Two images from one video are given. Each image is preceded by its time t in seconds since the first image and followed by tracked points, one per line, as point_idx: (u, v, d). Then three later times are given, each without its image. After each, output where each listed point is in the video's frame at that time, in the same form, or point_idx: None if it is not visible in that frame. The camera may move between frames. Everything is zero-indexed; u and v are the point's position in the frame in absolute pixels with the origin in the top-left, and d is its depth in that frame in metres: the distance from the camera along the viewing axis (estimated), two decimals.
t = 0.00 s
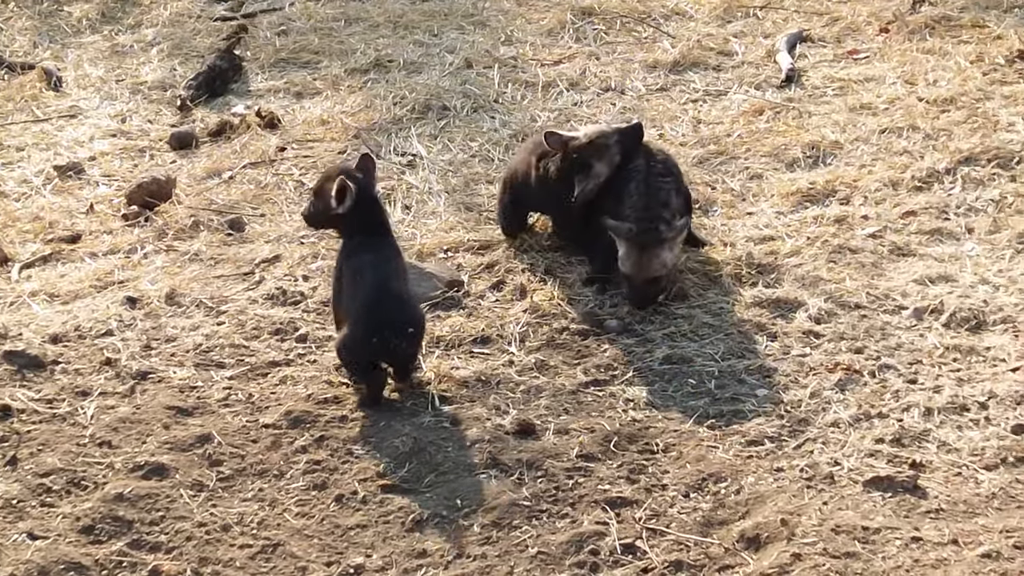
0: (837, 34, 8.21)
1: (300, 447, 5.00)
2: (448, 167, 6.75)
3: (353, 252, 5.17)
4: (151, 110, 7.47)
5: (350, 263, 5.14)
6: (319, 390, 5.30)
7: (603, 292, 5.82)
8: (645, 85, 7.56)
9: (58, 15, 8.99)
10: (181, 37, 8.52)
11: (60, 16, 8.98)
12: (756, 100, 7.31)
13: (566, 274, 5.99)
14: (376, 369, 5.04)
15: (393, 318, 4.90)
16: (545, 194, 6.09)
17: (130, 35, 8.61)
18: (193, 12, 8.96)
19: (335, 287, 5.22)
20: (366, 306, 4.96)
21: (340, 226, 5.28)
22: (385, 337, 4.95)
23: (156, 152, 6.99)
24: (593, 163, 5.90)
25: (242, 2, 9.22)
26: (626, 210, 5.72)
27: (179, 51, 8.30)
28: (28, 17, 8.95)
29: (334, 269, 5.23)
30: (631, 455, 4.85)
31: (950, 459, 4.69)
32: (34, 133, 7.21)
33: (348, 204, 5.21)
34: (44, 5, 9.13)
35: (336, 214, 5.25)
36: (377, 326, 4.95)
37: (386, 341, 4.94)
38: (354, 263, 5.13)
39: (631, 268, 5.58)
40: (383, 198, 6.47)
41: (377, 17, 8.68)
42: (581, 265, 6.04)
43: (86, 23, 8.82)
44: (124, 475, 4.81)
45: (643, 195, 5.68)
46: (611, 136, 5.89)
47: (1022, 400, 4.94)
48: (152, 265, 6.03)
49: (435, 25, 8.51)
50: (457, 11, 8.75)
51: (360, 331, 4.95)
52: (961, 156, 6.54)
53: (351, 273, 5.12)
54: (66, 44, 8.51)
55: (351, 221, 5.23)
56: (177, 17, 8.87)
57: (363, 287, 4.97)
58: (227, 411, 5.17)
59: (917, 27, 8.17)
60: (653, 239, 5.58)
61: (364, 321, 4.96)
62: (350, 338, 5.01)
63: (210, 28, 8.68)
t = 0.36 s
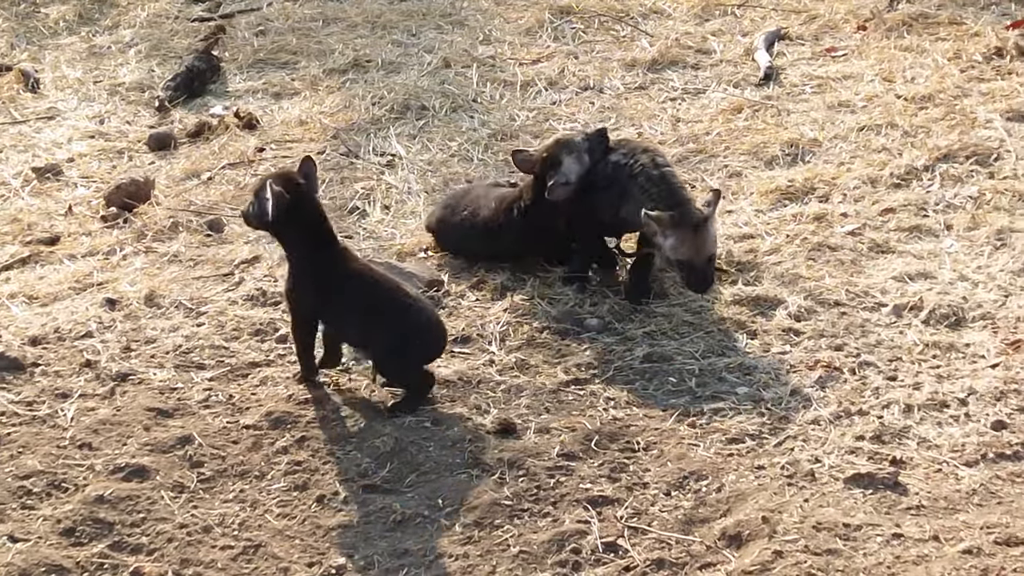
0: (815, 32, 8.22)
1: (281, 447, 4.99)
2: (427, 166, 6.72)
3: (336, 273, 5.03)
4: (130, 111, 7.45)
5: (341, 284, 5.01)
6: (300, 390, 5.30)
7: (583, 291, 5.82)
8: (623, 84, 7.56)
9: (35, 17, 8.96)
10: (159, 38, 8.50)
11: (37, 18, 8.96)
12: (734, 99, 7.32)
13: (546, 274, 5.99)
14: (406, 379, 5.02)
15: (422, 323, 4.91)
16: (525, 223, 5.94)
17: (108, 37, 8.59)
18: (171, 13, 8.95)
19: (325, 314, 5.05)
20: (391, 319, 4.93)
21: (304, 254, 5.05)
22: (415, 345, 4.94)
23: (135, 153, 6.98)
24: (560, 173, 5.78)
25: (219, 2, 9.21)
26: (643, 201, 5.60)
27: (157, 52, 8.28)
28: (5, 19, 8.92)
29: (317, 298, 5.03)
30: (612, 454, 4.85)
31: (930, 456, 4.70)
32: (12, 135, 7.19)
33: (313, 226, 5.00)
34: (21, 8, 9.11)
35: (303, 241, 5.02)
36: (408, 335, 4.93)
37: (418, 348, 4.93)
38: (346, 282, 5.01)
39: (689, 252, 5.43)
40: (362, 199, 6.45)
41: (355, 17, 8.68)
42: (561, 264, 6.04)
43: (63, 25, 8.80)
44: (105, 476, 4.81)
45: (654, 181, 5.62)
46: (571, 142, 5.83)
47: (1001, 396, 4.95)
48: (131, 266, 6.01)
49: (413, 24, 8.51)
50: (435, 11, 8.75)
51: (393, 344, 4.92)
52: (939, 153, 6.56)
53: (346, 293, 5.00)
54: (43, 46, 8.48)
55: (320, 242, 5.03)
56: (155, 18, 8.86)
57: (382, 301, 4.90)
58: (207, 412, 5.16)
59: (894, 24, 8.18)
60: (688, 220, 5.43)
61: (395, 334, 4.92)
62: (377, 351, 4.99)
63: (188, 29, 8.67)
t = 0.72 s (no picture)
0: (806, 30, 8.23)
1: (275, 447, 5.00)
2: (420, 165, 6.71)
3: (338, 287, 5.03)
4: (121, 111, 7.45)
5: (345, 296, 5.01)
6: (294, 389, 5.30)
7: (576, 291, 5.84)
8: (615, 83, 7.57)
9: (26, 17, 8.96)
10: (150, 38, 8.50)
11: (28, 18, 8.95)
12: (726, 97, 7.33)
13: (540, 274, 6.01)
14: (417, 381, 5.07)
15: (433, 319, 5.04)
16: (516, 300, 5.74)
17: (99, 37, 8.59)
18: (162, 13, 8.95)
19: (332, 331, 4.99)
20: (403, 321, 5.01)
21: (302, 276, 4.97)
22: (429, 342, 5.03)
23: (127, 154, 6.97)
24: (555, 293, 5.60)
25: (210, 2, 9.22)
26: (630, 196, 5.72)
27: (149, 51, 8.28)
28: None
29: (328, 318, 4.97)
30: (606, 453, 4.86)
31: (923, 454, 4.71)
32: (4, 135, 7.18)
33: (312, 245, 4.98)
34: (12, 8, 9.10)
35: (302, 262, 4.97)
36: (421, 335, 5.02)
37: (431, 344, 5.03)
38: (349, 295, 5.02)
39: (656, 255, 5.59)
40: (356, 199, 6.40)
41: (347, 16, 8.68)
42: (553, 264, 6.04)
43: (55, 25, 8.79)
44: (99, 476, 4.81)
45: (645, 176, 5.75)
46: (551, 256, 5.62)
47: (993, 393, 4.96)
48: (123, 266, 6.01)
49: (405, 24, 8.51)
50: (426, 10, 8.76)
51: (409, 344, 4.99)
52: (931, 151, 6.57)
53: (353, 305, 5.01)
54: (35, 46, 8.48)
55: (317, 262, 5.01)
56: (146, 18, 8.86)
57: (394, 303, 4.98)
58: (201, 412, 5.17)
59: (886, 22, 8.19)
60: (670, 223, 5.57)
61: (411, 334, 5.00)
62: (389, 356, 5.03)
63: (179, 28, 8.67)
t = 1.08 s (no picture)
0: (811, 33, 8.24)
1: (283, 449, 5.00)
2: (425, 168, 6.70)
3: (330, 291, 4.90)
4: (127, 114, 7.46)
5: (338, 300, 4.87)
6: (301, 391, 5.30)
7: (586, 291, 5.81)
8: (620, 86, 7.58)
9: (33, 20, 8.98)
10: (156, 41, 8.51)
11: (34, 22, 8.97)
12: (731, 100, 7.33)
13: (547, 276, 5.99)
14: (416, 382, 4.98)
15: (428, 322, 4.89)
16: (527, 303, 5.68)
17: (105, 40, 8.61)
18: (168, 16, 8.96)
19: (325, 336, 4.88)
20: (398, 326, 4.87)
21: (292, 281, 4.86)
22: (425, 345, 4.90)
23: (133, 157, 6.98)
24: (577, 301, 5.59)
25: (216, 5, 9.24)
26: (644, 211, 5.75)
27: (154, 55, 8.29)
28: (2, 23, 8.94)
29: (316, 323, 4.86)
30: (613, 455, 4.86)
31: (929, 455, 4.71)
32: (11, 138, 7.19)
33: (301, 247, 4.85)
34: (18, 12, 9.11)
35: (292, 266, 4.85)
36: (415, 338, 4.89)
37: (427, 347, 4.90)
38: (342, 298, 4.89)
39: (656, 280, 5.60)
40: (361, 201, 6.38)
41: (352, 20, 8.69)
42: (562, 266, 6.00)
43: (61, 28, 8.81)
44: (107, 478, 4.82)
45: (660, 193, 5.73)
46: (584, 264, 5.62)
47: (1000, 395, 4.96)
48: (130, 269, 6.01)
49: (409, 27, 8.52)
50: (432, 13, 8.77)
51: (405, 350, 4.87)
52: (937, 154, 6.57)
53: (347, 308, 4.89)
54: (41, 49, 8.49)
55: (307, 265, 4.88)
56: (151, 21, 8.87)
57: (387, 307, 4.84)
58: (209, 414, 5.18)
59: (891, 25, 8.20)
60: (676, 245, 5.61)
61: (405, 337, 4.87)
62: (384, 358, 4.92)
63: (185, 31, 8.68)
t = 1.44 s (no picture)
0: (835, 43, 8.24)
1: (305, 456, 5.01)
2: (449, 175, 6.70)
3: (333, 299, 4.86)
4: (151, 121, 7.48)
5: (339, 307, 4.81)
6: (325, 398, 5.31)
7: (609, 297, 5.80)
8: (644, 94, 7.58)
9: (57, 27, 9.00)
10: (180, 48, 8.53)
11: (59, 28, 9.00)
12: (755, 108, 7.33)
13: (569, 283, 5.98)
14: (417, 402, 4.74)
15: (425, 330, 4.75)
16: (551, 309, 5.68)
17: (129, 46, 8.63)
18: (192, 23, 8.98)
19: (328, 345, 4.82)
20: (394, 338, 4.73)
21: (294, 290, 4.85)
22: (422, 356, 4.75)
23: (157, 163, 6.99)
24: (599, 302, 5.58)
25: (240, 12, 9.26)
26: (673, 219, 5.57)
27: (178, 62, 8.31)
28: (27, 29, 8.96)
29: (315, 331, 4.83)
30: (635, 463, 4.87)
31: (953, 465, 4.71)
32: (35, 144, 7.21)
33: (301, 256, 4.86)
34: (43, 18, 9.15)
35: (294, 276, 4.84)
36: (412, 347, 4.73)
37: (424, 360, 4.73)
38: (344, 306, 4.83)
39: (692, 289, 5.45)
40: (384, 208, 6.38)
41: (376, 27, 8.70)
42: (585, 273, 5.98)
43: (85, 35, 8.83)
44: (130, 484, 4.83)
45: (689, 199, 5.55)
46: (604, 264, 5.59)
47: None
48: (154, 275, 6.03)
49: (433, 35, 8.54)
50: (456, 20, 8.79)
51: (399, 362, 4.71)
52: (960, 164, 6.57)
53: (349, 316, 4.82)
54: (65, 56, 8.52)
55: (308, 275, 4.86)
56: (175, 28, 8.89)
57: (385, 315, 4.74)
58: (231, 420, 5.19)
59: (914, 35, 8.20)
60: (709, 254, 5.44)
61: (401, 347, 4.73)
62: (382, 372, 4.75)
63: (209, 38, 8.71)
